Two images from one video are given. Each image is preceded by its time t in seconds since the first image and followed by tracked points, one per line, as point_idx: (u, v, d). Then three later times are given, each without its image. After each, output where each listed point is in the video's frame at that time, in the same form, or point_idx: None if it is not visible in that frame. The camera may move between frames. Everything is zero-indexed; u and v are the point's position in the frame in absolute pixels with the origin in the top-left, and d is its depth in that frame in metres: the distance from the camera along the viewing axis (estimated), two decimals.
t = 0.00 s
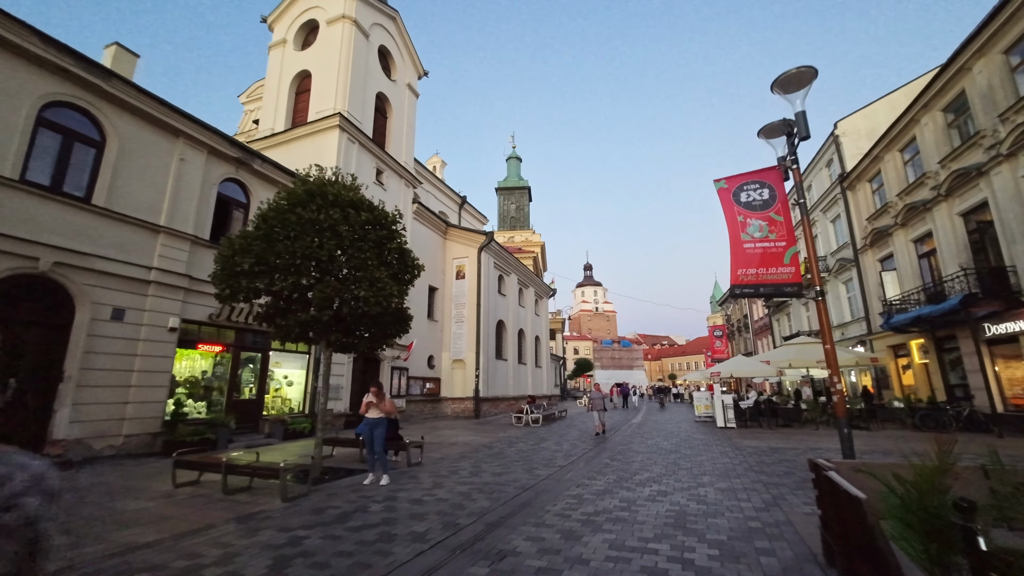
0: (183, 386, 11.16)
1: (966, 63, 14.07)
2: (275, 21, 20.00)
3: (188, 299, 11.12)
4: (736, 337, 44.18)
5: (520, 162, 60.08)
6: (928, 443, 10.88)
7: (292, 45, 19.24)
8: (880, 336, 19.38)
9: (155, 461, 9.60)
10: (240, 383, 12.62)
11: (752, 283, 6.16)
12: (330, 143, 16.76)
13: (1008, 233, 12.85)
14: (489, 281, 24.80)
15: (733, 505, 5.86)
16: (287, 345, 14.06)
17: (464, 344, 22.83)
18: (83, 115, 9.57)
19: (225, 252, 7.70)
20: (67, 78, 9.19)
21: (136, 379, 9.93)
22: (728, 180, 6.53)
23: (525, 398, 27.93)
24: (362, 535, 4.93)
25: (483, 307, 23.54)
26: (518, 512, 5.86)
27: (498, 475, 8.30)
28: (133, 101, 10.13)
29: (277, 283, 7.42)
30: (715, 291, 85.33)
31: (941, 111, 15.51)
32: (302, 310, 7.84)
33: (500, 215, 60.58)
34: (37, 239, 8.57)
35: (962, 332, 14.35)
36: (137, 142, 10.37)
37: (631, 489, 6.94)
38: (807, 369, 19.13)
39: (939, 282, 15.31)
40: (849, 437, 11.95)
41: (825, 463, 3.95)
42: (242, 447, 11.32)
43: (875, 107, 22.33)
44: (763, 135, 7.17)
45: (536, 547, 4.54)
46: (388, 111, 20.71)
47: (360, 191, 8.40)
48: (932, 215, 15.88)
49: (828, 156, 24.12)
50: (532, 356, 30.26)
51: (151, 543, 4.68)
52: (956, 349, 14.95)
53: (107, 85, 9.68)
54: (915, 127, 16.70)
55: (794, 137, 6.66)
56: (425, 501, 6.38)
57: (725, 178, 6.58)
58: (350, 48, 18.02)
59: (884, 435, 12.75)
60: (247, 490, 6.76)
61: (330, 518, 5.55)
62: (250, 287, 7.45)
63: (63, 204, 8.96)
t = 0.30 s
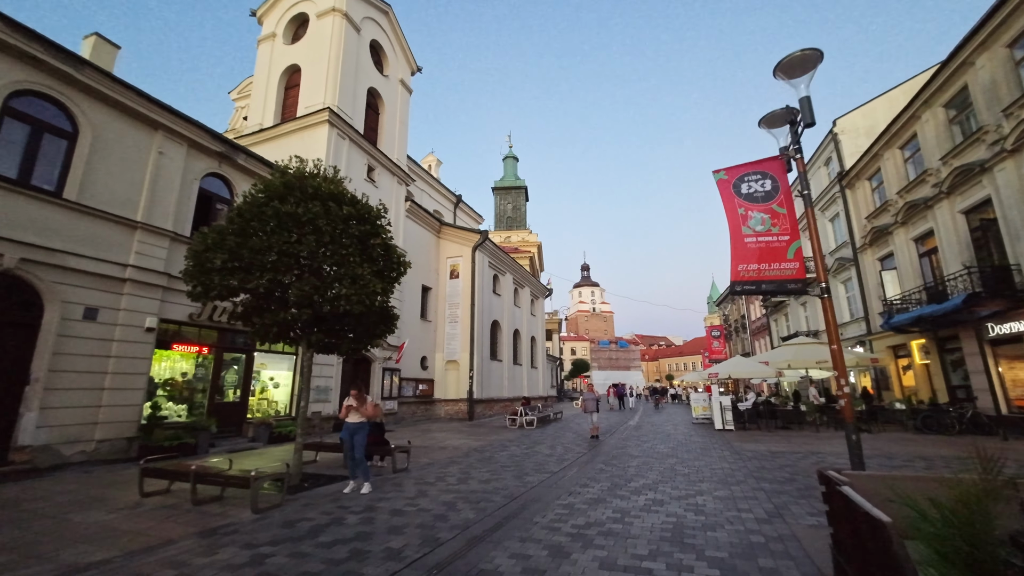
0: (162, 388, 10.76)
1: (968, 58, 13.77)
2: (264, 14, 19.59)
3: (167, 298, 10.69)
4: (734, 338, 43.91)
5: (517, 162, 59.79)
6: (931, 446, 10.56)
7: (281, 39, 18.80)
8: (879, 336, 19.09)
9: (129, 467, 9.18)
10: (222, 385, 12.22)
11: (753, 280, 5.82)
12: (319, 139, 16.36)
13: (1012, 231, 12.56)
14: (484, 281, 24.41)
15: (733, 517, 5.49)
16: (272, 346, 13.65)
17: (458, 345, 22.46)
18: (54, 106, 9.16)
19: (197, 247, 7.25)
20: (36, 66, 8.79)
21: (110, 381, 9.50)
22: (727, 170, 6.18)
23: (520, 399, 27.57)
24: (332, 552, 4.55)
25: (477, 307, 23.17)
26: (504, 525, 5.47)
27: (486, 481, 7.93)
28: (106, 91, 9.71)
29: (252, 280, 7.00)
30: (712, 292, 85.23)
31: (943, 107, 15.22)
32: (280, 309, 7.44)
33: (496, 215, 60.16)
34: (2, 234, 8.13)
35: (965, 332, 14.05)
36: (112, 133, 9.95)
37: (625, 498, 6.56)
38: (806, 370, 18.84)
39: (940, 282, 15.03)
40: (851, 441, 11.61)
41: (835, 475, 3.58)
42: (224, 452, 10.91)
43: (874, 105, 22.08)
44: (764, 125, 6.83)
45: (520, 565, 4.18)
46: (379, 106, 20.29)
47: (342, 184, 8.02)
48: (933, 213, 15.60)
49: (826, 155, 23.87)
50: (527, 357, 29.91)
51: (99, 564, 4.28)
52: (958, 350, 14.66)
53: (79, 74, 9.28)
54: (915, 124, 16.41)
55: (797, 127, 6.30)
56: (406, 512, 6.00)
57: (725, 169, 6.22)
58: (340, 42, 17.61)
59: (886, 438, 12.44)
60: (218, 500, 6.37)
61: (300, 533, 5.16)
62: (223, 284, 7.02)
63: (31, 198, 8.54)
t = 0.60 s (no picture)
0: (144, 387, 10.35)
1: (973, 48, 13.45)
2: (255, 6, 19.18)
3: (146, 293, 10.29)
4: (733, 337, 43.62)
5: (514, 160, 59.47)
6: (938, 446, 10.23)
7: (271, 30, 18.40)
8: (881, 334, 18.79)
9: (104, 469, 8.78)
10: (206, 384, 11.82)
11: (757, 269, 5.46)
12: (310, 132, 15.98)
13: (1019, 225, 12.25)
14: (480, 278, 24.03)
15: (737, 523, 5.13)
16: (258, 344, 13.26)
17: (453, 343, 22.08)
18: (25, 92, 8.76)
19: (169, 237, 6.85)
20: (5, 49, 8.39)
21: (84, 379, 9.11)
22: (730, 155, 5.82)
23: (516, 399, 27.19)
24: (301, 564, 4.17)
25: (473, 305, 22.78)
26: (491, 531, 5.10)
27: (476, 484, 7.56)
28: (80, 76, 9.29)
29: (227, 272, 6.61)
30: (710, 292, 85.05)
31: (947, 100, 14.89)
32: (258, 302, 7.06)
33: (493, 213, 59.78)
34: None
35: (969, 329, 13.74)
36: (88, 122, 9.55)
37: (622, 501, 6.20)
38: (807, 369, 18.53)
39: (944, 278, 14.73)
40: (854, 441, 11.28)
41: (854, 480, 3.19)
42: (207, 453, 10.52)
43: (875, 100, 21.79)
44: (768, 108, 6.46)
45: None
46: (373, 100, 19.89)
47: (325, 172, 7.63)
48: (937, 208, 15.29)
49: (826, 151, 23.57)
50: (524, 356, 29.54)
51: None
52: (962, 347, 14.35)
53: (52, 59, 8.88)
54: (918, 118, 16.09)
55: (803, 108, 5.95)
56: (388, 518, 5.61)
57: (727, 153, 5.86)
58: (331, 33, 17.21)
59: (890, 438, 12.11)
60: (189, 506, 5.98)
61: (271, 542, 4.78)
62: (196, 276, 6.61)
63: None
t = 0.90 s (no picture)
0: (123, 388, 9.97)
1: (979, 39, 13.10)
2: None
3: (124, 289, 9.89)
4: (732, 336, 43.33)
5: (512, 158, 59.14)
6: (945, 448, 9.89)
7: (262, 22, 17.99)
8: (882, 333, 18.48)
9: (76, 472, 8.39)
10: (189, 384, 11.43)
11: (761, 261, 5.10)
12: (300, 125, 15.59)
13: None
14: (475, 276, 23.65)
15: (740, 533, 4.78)
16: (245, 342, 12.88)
17: (448, 342, 21.71)
18: None
19: (138, 228, 6.46)
20: None
21: (57, 379, 8.72)
22: (732, 140, 5.47)
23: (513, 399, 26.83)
24: None
25: (468, 303, 22.40)
26: (476, 543, 4.74)
27: (465, 489, 7.18)
28: (52, 62, 8.88)
29: (199, 265, 6.24)
30: (709, 291, 84.85)
31: (951, 93, 14.57)
32: (233, 298, 6.69)
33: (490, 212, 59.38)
34: None
35: (975, 327, 13.42)
36: (61, 109, 9.15)
37: (617, 508, 5.84)
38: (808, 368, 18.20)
39: (948, 275, 14.42)
40: (857, 442, 10.97)
41: (876, 493, 2.85)
42: (188, 456, 10.13)
43: (876, 95, 21.46)
44: (774, 91, 6.10)
45: None
46: (366, 94, 19.52)
47: (305, 160, 7.25)
48: (941, 203, 14.97)
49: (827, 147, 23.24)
50: (521, 355, 29.18)
51: None
52: (967, 346, 14.03)
53: (22, 43, 8.48)
54: (922, 112, 15.76)
55: (810, 91, 5.59)
56: (366, 528, 5.25)
57: (730, 138, 5.51)
58: (322, 24, 16.81)
59: (895, 439, 11.79)
60: (156, 514, 5.60)
61: (236, 556, 4.42)
62: (166, 269, 6.24)
63: None
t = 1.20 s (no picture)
0: (101, 387, 9.63)
1: (984, 30, 12.78)
2: None
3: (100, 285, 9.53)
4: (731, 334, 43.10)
5: (510, 156, 58.80)
6: (951, 449, 9.60)
7: (251, 14, 17.61)
8: (883, 331, 18.19)
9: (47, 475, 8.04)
10: (171, 384, 11.06)
11: (762, 252, 4.77)
12: (289, 118, 15.23)
13: None
14: (470, 274, 23.31)
15: (740, 543, 4.45)
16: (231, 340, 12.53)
17: (443, 341, 21.37)
18: None
19: (102, 217, 6.10)
20: None
21: (28, 378, 8.37)
22: (732, 124, 5.17)
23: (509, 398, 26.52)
24: None
25: (463, 301, 22.06)
26: (455, 554, 4.41)
27: (451, 494, 6.84)
28: (22, 48, 8.50)
29: (166, 257, 5.88)
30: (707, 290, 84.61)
31: (954, 86, 14.26)
32: (205, 293, 6.34)
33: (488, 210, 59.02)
34: None
35: (979, 325, 13.12)
36: (32, 97, 8.75)
37: (610, 515, 5.50)
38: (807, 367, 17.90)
39: (951, 272, 14.13)
40: (860, 443, 10.65)
41: (896, 507, 2.51)
42: (168, 458, 9.78)
43: (877, 90, 21.17)
44: (774, 75, 5.76)
45: None
46: (358, 89, 19.17)
47: (283, 148, 6.90)
48: (943, 199, 14.68)
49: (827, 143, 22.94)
50: (517, 354, 28.86)
51: None
52: (970, 344, 13.74)
53: None
54: (924, 106, 15.46)
55: (814, 71, 5.24)
56: (340, 537, 4.91)
57: (730, 123, 5.20)
58: (312, 15, 16.42)
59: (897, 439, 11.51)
60: (117, 523, 5.25)
61: (194, 570, 4.07)
62: (132, 261, 5.89)
63: None
